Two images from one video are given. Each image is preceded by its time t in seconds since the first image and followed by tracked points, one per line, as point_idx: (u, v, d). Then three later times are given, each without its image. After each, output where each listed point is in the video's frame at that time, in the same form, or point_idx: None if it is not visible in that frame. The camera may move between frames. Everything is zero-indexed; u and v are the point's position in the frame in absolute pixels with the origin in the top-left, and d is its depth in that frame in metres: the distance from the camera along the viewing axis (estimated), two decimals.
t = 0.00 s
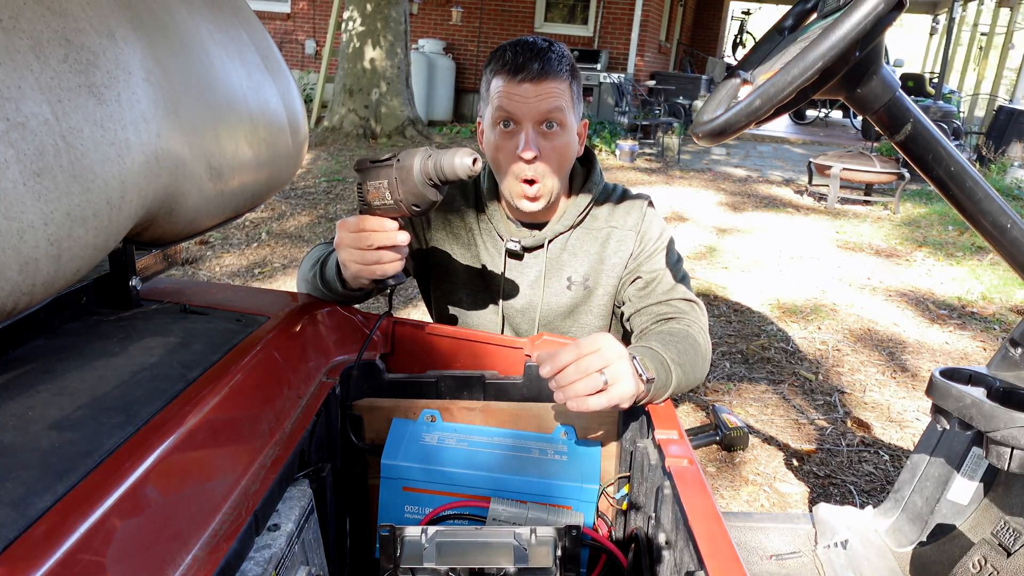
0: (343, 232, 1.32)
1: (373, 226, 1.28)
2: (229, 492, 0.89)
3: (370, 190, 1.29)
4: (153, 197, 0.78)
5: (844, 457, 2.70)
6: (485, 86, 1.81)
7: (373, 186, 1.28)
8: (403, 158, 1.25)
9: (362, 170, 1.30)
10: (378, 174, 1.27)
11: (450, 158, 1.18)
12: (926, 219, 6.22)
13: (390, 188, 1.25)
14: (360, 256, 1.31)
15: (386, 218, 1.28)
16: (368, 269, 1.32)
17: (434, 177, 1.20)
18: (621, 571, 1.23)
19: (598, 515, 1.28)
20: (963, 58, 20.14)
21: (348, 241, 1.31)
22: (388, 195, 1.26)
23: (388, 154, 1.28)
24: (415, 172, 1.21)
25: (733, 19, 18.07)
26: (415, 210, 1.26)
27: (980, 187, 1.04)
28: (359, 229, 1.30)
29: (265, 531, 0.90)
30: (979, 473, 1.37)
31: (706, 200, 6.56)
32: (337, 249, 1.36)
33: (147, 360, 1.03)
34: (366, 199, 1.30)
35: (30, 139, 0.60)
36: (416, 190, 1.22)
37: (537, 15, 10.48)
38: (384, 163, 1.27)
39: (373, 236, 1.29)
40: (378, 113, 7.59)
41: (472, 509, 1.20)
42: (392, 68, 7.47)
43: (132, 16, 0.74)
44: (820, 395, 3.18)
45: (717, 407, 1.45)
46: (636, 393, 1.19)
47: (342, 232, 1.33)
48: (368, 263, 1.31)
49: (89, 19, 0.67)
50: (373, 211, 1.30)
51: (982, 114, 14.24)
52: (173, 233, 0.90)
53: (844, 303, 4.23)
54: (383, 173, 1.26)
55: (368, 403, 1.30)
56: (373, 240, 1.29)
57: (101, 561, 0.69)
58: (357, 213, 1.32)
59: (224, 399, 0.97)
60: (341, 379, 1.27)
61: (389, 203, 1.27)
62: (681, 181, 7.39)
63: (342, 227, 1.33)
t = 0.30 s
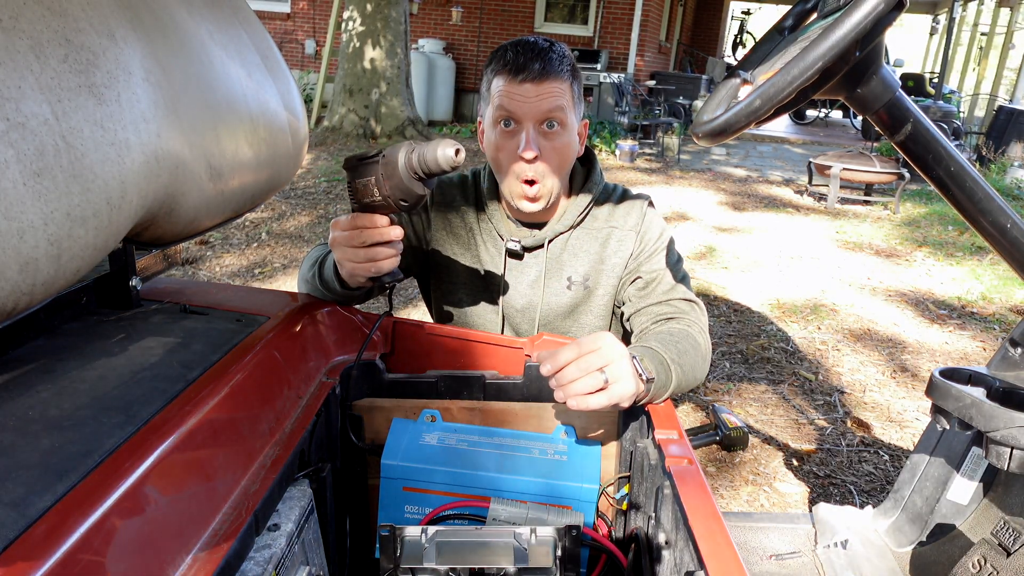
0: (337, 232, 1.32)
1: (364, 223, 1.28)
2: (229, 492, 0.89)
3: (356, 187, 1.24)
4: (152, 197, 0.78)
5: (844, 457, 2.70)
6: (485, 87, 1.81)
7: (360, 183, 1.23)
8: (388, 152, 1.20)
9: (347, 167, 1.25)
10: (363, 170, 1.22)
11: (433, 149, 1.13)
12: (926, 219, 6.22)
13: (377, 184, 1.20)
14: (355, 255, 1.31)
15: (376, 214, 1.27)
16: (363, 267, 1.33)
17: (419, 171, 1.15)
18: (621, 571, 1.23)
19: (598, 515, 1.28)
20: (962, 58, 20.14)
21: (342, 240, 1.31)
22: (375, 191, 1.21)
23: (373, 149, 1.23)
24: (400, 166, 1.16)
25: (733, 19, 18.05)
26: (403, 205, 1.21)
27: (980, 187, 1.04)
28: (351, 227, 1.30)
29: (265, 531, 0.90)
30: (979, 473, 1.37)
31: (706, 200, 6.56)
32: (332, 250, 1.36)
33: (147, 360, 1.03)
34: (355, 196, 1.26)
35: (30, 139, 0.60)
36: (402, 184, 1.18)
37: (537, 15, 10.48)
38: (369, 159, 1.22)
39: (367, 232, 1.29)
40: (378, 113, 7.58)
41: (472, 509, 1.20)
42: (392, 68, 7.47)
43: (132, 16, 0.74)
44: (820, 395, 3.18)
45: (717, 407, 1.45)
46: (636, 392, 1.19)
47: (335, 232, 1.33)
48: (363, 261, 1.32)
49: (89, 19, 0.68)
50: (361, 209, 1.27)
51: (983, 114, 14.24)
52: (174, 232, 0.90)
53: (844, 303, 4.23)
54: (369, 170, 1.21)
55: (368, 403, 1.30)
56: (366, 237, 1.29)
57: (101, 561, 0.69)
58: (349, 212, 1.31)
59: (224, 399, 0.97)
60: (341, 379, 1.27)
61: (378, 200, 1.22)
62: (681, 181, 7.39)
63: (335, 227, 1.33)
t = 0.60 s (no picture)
0: (335, 231, 1.32)
1: (361, 221, 1.28)
2: (229, 492, 0.89)
3: (352, 187, 1.25)
4: (152, 197, 0.78)
5: (844, 457, 2.70)
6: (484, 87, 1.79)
7: (356, 183, 1.24)
8: (384, 152, 1.20)
9: (344, 167, 1.25)
10: (359, 170, 1.23)
11: (429, 148, 1.15)
12: (926, 219, 6.22)
13: (373, 183, 1.21)
14: (353, 254, 1.31)
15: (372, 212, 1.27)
16: (361, 267, 1.32)
17: (415, 170, 1.16)
18: (621, 571, 1.23)
19: (598, 515, 1.28)
20: (962, 59, 20.13)
21: (340, 240, 1.31)
22: (371, 190, 1.22)
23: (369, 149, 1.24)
24: (395, 166, 1.17)
25: (733, 19, 18.05)
26: (399, 205, 1.21)
27: (980, 187, 1.04)
28: (349, 226, 1.30)
29: (265, 531, 0.90)
30: (979, 473, 1.37)
31: (706, 200, 6.57)
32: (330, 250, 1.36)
33: (147, 360, 1.03)
34: (352, 196, 1.26)
35: (30, 139, 0.60)
36: (397, 183, 1.18)
37: (537, 15, 10.48)
38: (365, 159, 1.22)
39: (364, 231, 1.28)
40: (378, 113, 7.58)
41: (472, 509, 1.20)
42: (392, 68, 7.47)
43: (132, 16, 0.74)
44: (820, 395, 3.18)
45: (717, 407, 1.45)
46: (636, 391, 1.19)
47: (333, 232, 1.32)
48: (361, 261, 1.31)
49: (89, 19, 0.67)
50: (358, 208, 1.27)
51: (982, 114, 14.25)
52: (174, 233, 0.90)
53: (844, 303, 4.23)
54: (365, 169, 1.22)
55: (368, 403, 1.30)
56: (364, 236, 1.29)
57: (101, 561, 0.69)
58: (347, 211, 1.31)
59: (224, 399, 0.97)
60: (341, 379, 1.27)
61: (374, 199, 1.23)
62: (681, 181, 7.39)
63: (333, 226, 1.33)
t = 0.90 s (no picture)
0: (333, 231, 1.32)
1: (358, 220, 1.28)
2: (229, 492, 0.89)
3: (348, 187, 1.24)
4: (152, 197, 0.78)
5: (844, 457, 2.70)
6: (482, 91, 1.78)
7: (353, 182, 1.23)
8: (379, 150, 1.19)
9: (340, 167, 1.25)
10: (355, 169, 1.22)
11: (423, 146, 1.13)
12: (926, 219, 6.22)
13: (369, 183, 1.20)
14: (351, 254, 1.31)
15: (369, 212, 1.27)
16: (359, 267, 1.32)
17: (409, 169, 1.15)
18: (621, 571, 1.23)
19: (598, 515, 1.28)
20: (962, 59, 20.13)
21: (337, 240, 1.31)
22: (367, 189, 1.21)
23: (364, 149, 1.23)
24: (390, 165, 1.16)
25: (733, 19, 18.04)
26: (394, 204, 1.21)
27: (980, 187, 1.04)
28: (347, 225, 1.30)
29: (265, 531, 0.90)
30: (979, 474, 1.37)
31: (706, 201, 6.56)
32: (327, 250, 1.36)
33: (147, 360, 1.03)
34: (348, 195, 1.25)
35: (30, 140, 0.60)
36: (392, 182, 1.17)
37: (537, 15, 10.48)
38: (360, 158, 1.22)
39: (362, 230, 1.29)
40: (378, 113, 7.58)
41: (472, 509, 1.20)
42: (392, 68, 7.47)
43: (132, 16, 0.74)
44: (820, 395, 3.18)
45: (717, 407, 1.45)
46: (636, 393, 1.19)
47: (331, 232, 1.33)
48: (358, 261, 1.31)
49: (89, 18, 0.68)
50: (355, 207, 1.27)
51: (983, 114, 14.25)
52: (174, 232, 0.90)
53: (844, 303, 4.23)
54: (360, 168, 1.21)
55: (368, 403, 1.30)
56: (362, 235, 1.29)
57: (101, 561, 0.69)
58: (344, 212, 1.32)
59: (224, 399, 0.97)
60: (341, 378, 1.27)
61: (369, 199, 1.22)
62: (681, 181, 7.39)
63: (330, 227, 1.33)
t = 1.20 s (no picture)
0: (328, 232, 1.32)
1: (351, 221, 1.28)
2: (229, 493, 0.89)
3: (341, 188, 1.23)
4: (152, 197, 0.78)
5: (845, 457, 2.70)
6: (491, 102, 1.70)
7: (345, 184, 1.22)
8: (370, 151, 1.18)
9: (333, 168, 1.24)
10: (346, 171, 1.21)
11: (414, 147, 1.12)
12: (926, 219, 6.22)
13: (361, 183, 1.19)
14: (345, 255, 1.31)
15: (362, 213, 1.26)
16: (354, 268, 1.33)
17: (400, 170, 1.14)
18: (621, 571, 1.23)
19: (598, 515, 1.28)
20: (961, 59, 20.12)
21: (331, 241, 1.32)
22: (359, 189, 1.20)
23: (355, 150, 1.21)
24: (380, 166, 1.15)
25: (733, 19, 18.04)
26: (387, 205, 1.20)
27: (980, 187, 1.04)
28: (341, 227, 1.30)
29: (265, 531, 0.90)
30: (979, 473, 1.37)
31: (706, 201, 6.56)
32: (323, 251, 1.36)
33: (147, 360, 1.03)
34: (341, 196, 1.24)
35: (30, 139, 0.60)
36: (384, 182, 1.16)
37: (537, 15, 10.48)
38: (351, 160, 1.20)
39: (354, 232, 1.28)
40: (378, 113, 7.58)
41: (471, 509, 1.20)
42: (392, 68, 7.48)
43: (132, 16, 0.74)
44: (820, 395, 3.18)
45: (717, 407, 1.45)
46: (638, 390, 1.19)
47: (325, 232, 1.33)
48: (353, 262, 1.31)
49: (89, 18, 0.68)
50: (348, 208, 1.26)
51: (983, 114, 14.26)
52: (174, 232, 0.90)
53: (844, 303, 4.23)
54: (351, 170, 1.20)
55: (367, 403, 1.30)
56: (355, 236, 1.28)
57: (101, 561, 0.69)
58: (338, 213, 1.32)
59: (224, 399, 0.97)
60: (341, 379, 1.27)
61: (362, 200, 1.21)
62: (681, 181, 7.39)
63: (326, 227, 1.33)
